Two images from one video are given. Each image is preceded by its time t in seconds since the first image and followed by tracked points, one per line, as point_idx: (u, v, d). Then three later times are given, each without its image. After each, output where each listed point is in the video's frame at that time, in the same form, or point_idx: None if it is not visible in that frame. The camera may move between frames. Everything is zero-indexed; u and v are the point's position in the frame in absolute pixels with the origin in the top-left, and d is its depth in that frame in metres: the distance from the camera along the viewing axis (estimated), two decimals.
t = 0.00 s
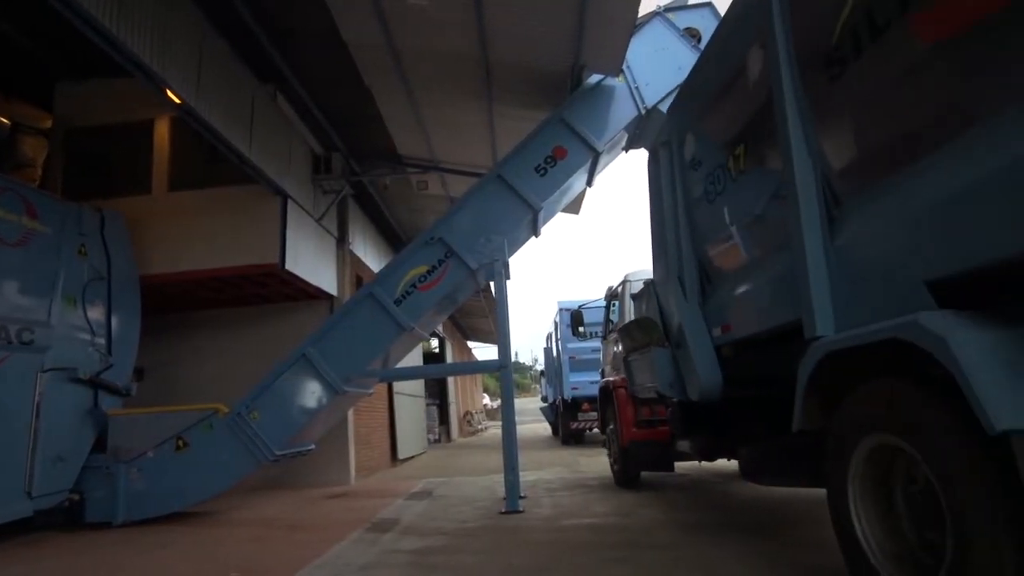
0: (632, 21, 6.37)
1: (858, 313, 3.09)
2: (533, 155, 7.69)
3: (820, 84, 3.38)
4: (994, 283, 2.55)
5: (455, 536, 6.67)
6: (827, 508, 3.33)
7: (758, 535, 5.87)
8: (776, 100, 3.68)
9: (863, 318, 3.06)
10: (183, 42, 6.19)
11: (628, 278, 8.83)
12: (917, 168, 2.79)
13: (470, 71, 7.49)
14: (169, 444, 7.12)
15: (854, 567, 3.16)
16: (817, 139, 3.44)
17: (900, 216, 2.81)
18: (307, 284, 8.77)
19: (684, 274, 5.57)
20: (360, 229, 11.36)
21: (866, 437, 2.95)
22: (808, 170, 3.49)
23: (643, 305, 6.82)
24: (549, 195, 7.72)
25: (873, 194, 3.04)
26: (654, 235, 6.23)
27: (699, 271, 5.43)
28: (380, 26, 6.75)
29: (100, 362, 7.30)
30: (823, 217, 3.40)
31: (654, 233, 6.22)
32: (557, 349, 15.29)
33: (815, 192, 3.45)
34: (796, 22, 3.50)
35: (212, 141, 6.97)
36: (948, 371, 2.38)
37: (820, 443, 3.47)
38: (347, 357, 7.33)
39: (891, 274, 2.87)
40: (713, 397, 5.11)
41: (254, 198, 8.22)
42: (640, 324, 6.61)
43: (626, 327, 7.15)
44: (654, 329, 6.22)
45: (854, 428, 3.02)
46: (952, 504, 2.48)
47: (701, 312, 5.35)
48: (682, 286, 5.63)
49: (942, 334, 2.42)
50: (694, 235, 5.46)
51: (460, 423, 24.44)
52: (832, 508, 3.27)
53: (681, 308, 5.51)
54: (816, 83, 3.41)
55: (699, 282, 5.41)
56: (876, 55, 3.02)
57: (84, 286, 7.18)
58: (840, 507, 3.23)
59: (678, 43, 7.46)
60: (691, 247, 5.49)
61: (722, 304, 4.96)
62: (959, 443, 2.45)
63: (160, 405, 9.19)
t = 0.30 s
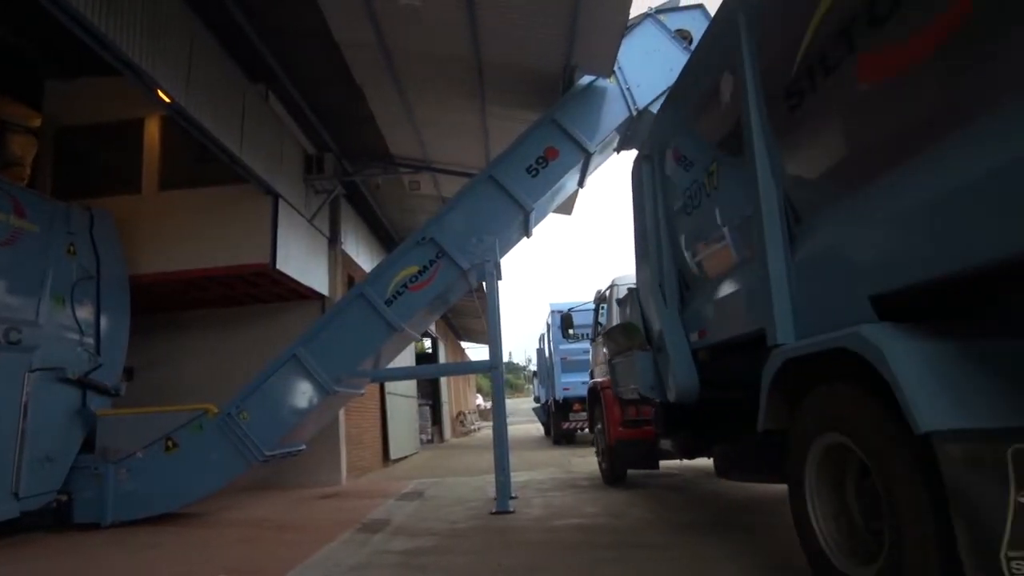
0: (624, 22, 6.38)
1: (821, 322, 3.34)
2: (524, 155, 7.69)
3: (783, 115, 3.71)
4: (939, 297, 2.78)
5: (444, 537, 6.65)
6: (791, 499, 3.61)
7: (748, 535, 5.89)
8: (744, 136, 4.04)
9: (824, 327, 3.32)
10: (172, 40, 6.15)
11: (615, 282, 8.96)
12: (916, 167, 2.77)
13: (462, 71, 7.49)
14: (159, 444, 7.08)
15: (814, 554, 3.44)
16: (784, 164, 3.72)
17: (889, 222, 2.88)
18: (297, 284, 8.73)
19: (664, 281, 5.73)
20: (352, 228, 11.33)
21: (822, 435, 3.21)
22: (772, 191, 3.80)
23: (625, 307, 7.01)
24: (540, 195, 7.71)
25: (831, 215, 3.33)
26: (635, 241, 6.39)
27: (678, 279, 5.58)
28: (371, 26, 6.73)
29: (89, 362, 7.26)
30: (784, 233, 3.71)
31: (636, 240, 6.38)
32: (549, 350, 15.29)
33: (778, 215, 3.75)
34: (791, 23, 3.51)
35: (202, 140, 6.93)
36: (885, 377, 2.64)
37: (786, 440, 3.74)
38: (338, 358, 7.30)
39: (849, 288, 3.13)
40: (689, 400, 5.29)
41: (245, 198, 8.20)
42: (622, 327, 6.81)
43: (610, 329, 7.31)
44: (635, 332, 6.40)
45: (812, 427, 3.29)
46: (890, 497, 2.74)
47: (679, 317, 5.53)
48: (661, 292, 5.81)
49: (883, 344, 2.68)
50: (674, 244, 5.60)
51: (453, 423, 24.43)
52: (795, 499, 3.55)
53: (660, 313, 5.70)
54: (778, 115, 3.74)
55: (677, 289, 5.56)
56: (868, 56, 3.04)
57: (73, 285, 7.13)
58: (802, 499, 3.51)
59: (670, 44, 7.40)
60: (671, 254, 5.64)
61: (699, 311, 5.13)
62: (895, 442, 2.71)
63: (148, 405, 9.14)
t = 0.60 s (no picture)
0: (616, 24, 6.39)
1: (783, 331, 3.55)
2: (516, 155, 7.70)
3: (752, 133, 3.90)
4: (882, 309, 3.03)
5: (434, 538, 6.63)
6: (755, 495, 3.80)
7: (739, 535, 5.92)
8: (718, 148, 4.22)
9: (785, 335, 3.54)
10: (161, 37, 6.11)
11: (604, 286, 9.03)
12: (904, 167, 2.76)
13: (454, 71, 7.49)
14: (148, 445, 7.03)
15: (777, 550, 3.62)
16: (768, 166, 3.78)
17: (869, 223, 2.90)
18: (288, 284, 8.70)
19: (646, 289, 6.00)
20: (344, 228, 11.31)
21: (781, 433, 3.42)
22: (740, 206, 4.01)
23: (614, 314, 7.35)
24: (532, 196, 7.70)
25: (794, 230, 3.53)
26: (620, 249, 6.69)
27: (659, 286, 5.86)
28: (363, 25, 6.71)
29: (77, 363, 7.22)
30: (751, 243, 3.92)
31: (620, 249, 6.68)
32: (542, 350, 15.29)
33: (745, 229, 3.97)
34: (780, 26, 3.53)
35: (193, 140, 6.91)
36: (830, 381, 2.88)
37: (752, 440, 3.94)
38: (328, 357, 7.29)
39: (805, 298, 3.36)
40: (669, 401, 5.61)
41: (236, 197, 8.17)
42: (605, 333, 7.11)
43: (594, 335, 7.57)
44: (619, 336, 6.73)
45: (772, 426, 3.50)
46: (838, 487, 2.96)
47: (658, 322, 5.82)
48: (642, 299, 6.09)
49: (827, 348, 2.91)
50: (654, 253, 5.87)
51: (446, 423, 24.44)
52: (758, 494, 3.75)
53: (642, 319, 6.00)
54: (746, 132, 3.98)
55: (657, 296, 5.84)
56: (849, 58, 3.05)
57: (61, 285, 7.08)
58: (764, 494, 3.70)
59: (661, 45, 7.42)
60: (652, 265, 5.93)
61: (676, 318, 5.42)
62: (844, 436, 2.93)
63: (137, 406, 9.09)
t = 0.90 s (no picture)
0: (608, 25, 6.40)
1: (753, 336, 3.83)
2: (508, 155, 7.69)
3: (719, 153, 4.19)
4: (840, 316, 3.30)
5: (425, 538, 6.63)
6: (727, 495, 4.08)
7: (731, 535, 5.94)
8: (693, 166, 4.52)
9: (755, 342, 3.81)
10: (150, 35, 6.06)
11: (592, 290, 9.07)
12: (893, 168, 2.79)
13: (446, 71, 7.48)
14: (137, 445, 6.99)
15: (746, 546, 3.89)
16: (758, 167, 3.80)
17: (860, 223, 2.94)
18: (280, 284, 8.67)
19: (631, 295, 6.27)
20: (337, 228, 11.29)
21: (748, 435, 3.71)
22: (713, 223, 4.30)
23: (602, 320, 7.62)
24: (523, 197, 7.69)
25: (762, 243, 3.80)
26: (608, 257, 6.95)
27: (643, 295, 6.13)
28: (355, 25, 6.70)
29: (66, 362, 7.18)
30: (723, 257, 4.22)
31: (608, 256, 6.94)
32: (534, 351, 15.30)
33: (718, 244, 4.26)
34: (770, 29, 3.56)
35: (183, 140, 6.89)
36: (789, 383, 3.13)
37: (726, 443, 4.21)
38: (319, 358, 7.26)
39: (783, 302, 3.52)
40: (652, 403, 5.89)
41: (227, 197, 8.13)
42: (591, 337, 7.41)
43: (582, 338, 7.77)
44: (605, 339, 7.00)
45: (740, 429, 3.79)
46: (796, 482, 3.22)
47: (642, 327, 6.09)
48: (627, 306, 6.36)
49: (785, 353, 3.19)
50: (637, 263, 6.17)
51: (439, 423, 24.42)
52: (729, 494, 4.03)
53: (626, 324, 6.27)
54: (717, 153, 4.24)
55: (641, 303, 6.11)
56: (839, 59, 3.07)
57: (50, 284, 7.03)
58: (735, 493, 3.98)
59: (653, 47, 7.47)
60: (637, 273, 6.21)
61: (659, 323, 5.65)
62: (800, 437, 3.20)
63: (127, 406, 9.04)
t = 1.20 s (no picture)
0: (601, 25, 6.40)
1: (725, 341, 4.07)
2: (501, 155, 7.69)
3: (694, 169, 4.43)
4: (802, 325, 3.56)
5: (416, 538, 6.62)
6: (702, 491, 4.39)
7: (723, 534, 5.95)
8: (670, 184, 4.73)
9: (727, 347, 4.08)
10: (142, 34, 6.04)
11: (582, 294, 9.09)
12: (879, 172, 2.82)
13: (439, 71, 7.48)
14: (127, 445, 6.96)
15: (718, 538, 4.19)
16: (747, 166, 3.82)
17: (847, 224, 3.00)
18: (271, 284, 8.63)
19: (614, 299, 6.49)
20: (329, 228, 11.26)
21: (718, 435, 4.02)
22: (687, 235, 4.53)
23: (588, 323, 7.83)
24: (516, 197, 7.69)
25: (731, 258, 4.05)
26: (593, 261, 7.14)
27: (627, 300, 6.31)
28: (347, 25, 6.69)
29: (56, 362, 7.12)
30: (699, 268, 4.46)
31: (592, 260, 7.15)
32: (527, 351, 15.30)
33: (692, 254, 4.50)
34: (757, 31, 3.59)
35: (175, 139, 6.86)
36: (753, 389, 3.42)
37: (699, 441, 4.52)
38: (312, 358, 7.24)
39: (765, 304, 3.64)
40: (635, 404, 6.12)
41: (218, 196, 8.10)
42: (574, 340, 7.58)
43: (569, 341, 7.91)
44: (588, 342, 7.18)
45: (711, 429, 4.10)
46: (760, 479, 3.53)
47: (626, 330, 6.29)
48: (611, 310, 6.58)
49: (750, 359, 3.48)
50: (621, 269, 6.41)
51: (432, 423, 24.38)
52: (702, 488, 4.36)
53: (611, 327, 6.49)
54: (690, 166, 4.46)
55: (624, 307, 6.30)
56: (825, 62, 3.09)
57: (40, 284, 6.98)
58: (708, 489, 4.29)
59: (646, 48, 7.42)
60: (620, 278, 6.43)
61: (642, 327, 5.87)
62: (763, 438, 3.52)
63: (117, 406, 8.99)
